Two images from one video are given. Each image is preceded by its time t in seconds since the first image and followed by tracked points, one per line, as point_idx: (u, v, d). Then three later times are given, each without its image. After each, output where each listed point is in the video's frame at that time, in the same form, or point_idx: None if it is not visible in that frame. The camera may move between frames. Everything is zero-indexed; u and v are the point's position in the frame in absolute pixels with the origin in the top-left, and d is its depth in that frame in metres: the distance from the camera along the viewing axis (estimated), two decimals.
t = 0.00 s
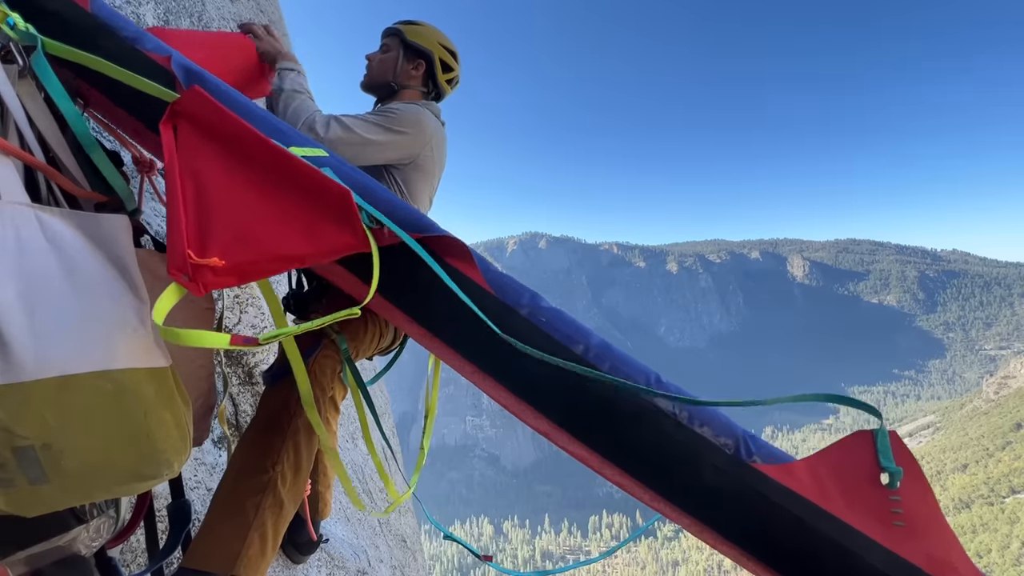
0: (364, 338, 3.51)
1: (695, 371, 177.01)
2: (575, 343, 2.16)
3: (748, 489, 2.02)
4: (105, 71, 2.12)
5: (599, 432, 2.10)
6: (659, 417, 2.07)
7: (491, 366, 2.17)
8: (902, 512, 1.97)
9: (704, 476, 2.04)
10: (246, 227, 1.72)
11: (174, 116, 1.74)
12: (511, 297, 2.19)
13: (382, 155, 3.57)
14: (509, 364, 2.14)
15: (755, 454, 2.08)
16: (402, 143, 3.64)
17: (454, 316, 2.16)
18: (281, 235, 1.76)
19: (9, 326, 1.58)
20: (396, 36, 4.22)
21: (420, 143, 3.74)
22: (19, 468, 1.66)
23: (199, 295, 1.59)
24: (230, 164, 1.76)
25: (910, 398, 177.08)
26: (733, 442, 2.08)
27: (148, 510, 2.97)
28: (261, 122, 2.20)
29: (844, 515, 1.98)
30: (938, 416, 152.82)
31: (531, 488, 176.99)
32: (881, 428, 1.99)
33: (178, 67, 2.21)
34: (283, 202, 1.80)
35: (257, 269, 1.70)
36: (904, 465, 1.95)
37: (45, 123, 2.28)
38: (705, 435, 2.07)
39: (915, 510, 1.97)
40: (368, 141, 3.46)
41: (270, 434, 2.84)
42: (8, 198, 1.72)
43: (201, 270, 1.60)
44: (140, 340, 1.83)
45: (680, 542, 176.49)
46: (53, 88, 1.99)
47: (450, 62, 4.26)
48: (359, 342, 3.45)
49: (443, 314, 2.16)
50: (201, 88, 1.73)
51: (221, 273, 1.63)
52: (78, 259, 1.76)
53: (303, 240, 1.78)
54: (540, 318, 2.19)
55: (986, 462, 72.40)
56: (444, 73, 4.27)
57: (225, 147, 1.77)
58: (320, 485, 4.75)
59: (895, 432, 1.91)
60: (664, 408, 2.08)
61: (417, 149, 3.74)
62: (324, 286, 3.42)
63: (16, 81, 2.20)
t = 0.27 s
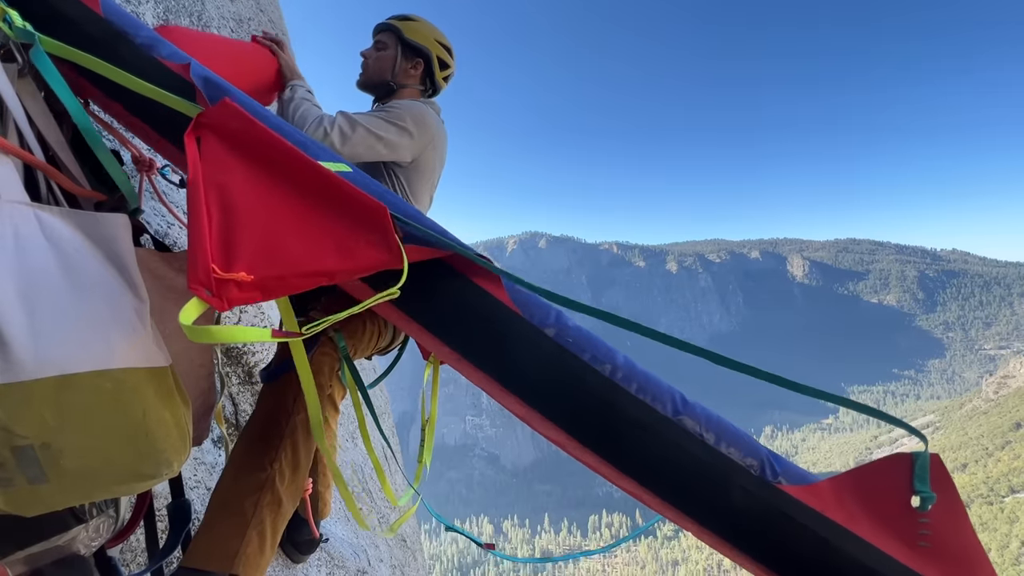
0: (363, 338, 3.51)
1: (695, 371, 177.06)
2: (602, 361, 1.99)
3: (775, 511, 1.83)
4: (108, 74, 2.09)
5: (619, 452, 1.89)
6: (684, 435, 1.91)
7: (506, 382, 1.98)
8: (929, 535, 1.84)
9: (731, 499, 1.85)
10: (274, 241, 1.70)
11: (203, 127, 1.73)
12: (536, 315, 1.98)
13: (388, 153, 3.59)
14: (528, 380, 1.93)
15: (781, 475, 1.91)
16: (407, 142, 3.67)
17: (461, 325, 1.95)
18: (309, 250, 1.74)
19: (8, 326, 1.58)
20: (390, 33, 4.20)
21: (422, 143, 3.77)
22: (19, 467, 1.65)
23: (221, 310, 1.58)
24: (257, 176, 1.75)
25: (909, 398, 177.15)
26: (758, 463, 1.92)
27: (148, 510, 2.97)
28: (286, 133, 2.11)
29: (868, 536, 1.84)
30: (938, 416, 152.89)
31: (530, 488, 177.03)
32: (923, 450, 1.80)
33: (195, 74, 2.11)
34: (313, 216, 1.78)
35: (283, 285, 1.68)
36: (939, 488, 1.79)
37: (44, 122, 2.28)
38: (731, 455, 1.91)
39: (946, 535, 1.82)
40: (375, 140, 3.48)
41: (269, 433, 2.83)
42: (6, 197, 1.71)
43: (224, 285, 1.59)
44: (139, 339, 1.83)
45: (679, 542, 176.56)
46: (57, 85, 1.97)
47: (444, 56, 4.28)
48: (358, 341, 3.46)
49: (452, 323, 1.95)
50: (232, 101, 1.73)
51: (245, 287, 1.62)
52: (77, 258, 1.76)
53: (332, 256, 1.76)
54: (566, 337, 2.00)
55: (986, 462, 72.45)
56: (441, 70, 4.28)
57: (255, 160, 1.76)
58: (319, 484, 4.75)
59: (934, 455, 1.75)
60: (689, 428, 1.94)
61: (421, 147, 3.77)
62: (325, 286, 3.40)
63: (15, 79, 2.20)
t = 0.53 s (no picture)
0: (364, 337, 3.51)
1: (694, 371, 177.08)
2: (606, 359, 1.96)
3: (777, 510, 1.83)
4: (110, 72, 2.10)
5: (622, 449, 1.89)
6: (686, 434, 1.90)
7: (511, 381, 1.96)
8: (930, 534, 1.84)
9: (734, 496, 1.85)
10: (280, 235, 1.70)
11: (211, 122, 1.73)
12: (541, 313, 1.97)
13: (398, 161, 3.65)
14: (533, 378, 1.92)
15: (783, 474, 1.89)
16: (415, 148, 3.72)
17: (466, 323, 1.94)
18: (316, 244, 1.73)
19: (8, 325, 1.57)
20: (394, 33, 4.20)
21: (427, 147, 3.81)
22: (19, 467, 1.65)
23: (225, 302, 1.58)
24: (264, 171, 1.75)
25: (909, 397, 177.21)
26: (762, 462, 1.90)
27: (148, 509, 2.97)
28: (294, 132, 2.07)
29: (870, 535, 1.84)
30: (937, 415, 152.94)
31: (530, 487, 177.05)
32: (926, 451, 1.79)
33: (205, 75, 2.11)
34: (321, 210, 1.77)
35: (289, 278, 1.68)
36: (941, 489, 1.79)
37: (44, 122, 2.28)
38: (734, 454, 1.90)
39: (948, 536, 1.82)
40: (386, 148, 3.53)
41: (270, 434, 2.83)
42: (6, 196, 1.71)
43: (229, 277, 1.59)
44: (139, 339, 1.83)
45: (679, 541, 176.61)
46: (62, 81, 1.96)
47: (446, 55, 4.33)
48: (358, 340, 3.46)
49: (455, 320, 1.94)
50: (241, 96, 1.73)
51: (250, 280, 1.62)
52: (77, 258, 1.75)
53: (339, 251, 1.75)
54: (572, 336, 1.99)
55: (986, 461, 72.48)
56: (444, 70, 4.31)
57: (262, 154, 1.76)
58: (319, 484, 4.75)
59: (938, 455, 1.73)
60: (693, 426, 1.93)
61: (428, 153, 3.83)
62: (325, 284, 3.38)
63: (15, 78, 2.20)
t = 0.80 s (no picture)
0: (363, 337, 3.51)
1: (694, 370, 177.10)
2: (608, 360, 1.97)
3: (778, 510, 1.83)
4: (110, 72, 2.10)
5: (624, 450, 1.89)
6: (689, 436, 1.90)
7: (513, 380, 1.96)
8: (930, 535, 1.84)
9: (735, 497, 1.84)
10: (285, 241, 1.70)
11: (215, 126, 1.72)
12: (544, 314, 1.98)
13: (398, 163, 3.66)
14: (535, 377, 1.92)
15: (783, 474, 1.92)
16: (416, 150, 3.73)
17: (468, 323, 1.93)
18: (321, 250, 1.74)
19: (8, 324, 1.57)
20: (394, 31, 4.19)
21: (427, 147, 3.81)
22: (19, 466, 1.64)
23: (234, 308, 1.59)
24: (269, 176, 1.75)
25: (909, 397, 177.24)
26: (763, 463, 1.93)
27: (148, 509, 2.97)
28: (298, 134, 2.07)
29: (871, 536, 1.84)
30: (937, 415, 152.97)
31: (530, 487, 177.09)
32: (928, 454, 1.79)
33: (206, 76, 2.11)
34: (325, 216, 1.78)
35: (295, 284, 1.69)
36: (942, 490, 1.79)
37: (43, 121, 2.28)
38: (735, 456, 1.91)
39: (948, 537, 1.82)
40: (387, 151, 3.54)
41: (271, 434, 2.83)
42: (6, 195, 1.71)
43: (237, 283, 1.60)
44: (139, 338, 1.83)
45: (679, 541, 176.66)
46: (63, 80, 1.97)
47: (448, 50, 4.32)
48: (358, 340, 3.46)
49: (458, 319, 1.94)
50: (245, 101, 1.73)
51: (258, 286, 1.64)
52: (77, 257, 1.76)
53: (344, 256, 1.76)
54: (573, 337, 1.99)
55: (985, 460, 72.51)
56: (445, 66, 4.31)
57: (267, 159, 1.76)
58: (319, 483, 4.75)
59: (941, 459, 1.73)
60: (694, 427, 1.94)
61: (429, 155, 3.84)
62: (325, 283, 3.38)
63: (14, 78, 2.20)
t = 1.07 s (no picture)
0: (364, 336, 3.51)
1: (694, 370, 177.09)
2: (610, 357, 1.98)
3: (780, 509, 1.83)
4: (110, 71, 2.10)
5: (625, 448, 1.88)
6: (690, 433, 1.90)
7: (514, 377, 1.96)
8: (932, 534, 1.83)
9: (737, 495, 1.84)
10: (290, 236, 1.70)
11: (220, 124, 1.73)
12: (547, 311, 2.00)
13: (399, 163, 3.65)
14: (537, 375, 1.91)
15: (785, 472, 1.92)
16: (416, 151, 3.73)
17: (470, 321, 1.93)
18: (325, 245, 1.73)
19: (8, 324, 1.57)
20: (394, 30, 4.19)
21: (428, 148, 3.81)
22: (19, 466, 1.64)
23: (238, 304, 1.59)
24: (273, 172, 1.75)
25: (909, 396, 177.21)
26: (763, 461, 1.93)
27: (148, 509, 2.96)
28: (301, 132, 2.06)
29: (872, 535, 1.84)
30: (937, 414, 152.94)
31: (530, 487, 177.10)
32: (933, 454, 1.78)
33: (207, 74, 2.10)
34: (329, 212, 1.77)
35: (299, 279, 1.68)
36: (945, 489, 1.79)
37: (43, 121, 2.28)
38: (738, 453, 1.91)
39: (950, 536, 1.82)
40: (387, 151, 3.53)
41: (271, 435, 2.83)
42: (5, 195, 1.71)
43: (241, 278, 1.60)
44: (139, 338, 1.83)
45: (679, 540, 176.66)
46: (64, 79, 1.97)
47: (447, 47, 4.33)
48: (358, 340, 3.46)
49: (459, 317, 1.93)
50: (249, 98, 1.73)
51: (262, 281, 1.63)
52: (77, 257, 1.76)
53: (348, 251, 1.75)
54: (575, 335, 2.01)
55: (986, 460, 72.49)
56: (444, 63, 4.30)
57: (271, 155, 1.76)
58: (320, 483, 4.75)
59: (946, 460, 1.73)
60: (696, 424, 1.95)
61: (430, 155, 3.84)
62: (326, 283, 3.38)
63: (14, 78, 2.20)
